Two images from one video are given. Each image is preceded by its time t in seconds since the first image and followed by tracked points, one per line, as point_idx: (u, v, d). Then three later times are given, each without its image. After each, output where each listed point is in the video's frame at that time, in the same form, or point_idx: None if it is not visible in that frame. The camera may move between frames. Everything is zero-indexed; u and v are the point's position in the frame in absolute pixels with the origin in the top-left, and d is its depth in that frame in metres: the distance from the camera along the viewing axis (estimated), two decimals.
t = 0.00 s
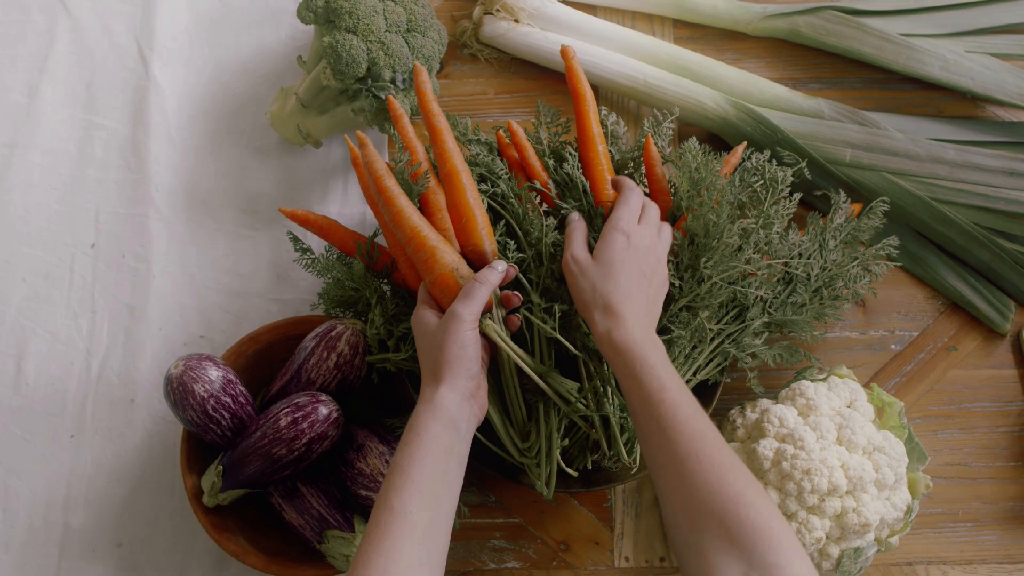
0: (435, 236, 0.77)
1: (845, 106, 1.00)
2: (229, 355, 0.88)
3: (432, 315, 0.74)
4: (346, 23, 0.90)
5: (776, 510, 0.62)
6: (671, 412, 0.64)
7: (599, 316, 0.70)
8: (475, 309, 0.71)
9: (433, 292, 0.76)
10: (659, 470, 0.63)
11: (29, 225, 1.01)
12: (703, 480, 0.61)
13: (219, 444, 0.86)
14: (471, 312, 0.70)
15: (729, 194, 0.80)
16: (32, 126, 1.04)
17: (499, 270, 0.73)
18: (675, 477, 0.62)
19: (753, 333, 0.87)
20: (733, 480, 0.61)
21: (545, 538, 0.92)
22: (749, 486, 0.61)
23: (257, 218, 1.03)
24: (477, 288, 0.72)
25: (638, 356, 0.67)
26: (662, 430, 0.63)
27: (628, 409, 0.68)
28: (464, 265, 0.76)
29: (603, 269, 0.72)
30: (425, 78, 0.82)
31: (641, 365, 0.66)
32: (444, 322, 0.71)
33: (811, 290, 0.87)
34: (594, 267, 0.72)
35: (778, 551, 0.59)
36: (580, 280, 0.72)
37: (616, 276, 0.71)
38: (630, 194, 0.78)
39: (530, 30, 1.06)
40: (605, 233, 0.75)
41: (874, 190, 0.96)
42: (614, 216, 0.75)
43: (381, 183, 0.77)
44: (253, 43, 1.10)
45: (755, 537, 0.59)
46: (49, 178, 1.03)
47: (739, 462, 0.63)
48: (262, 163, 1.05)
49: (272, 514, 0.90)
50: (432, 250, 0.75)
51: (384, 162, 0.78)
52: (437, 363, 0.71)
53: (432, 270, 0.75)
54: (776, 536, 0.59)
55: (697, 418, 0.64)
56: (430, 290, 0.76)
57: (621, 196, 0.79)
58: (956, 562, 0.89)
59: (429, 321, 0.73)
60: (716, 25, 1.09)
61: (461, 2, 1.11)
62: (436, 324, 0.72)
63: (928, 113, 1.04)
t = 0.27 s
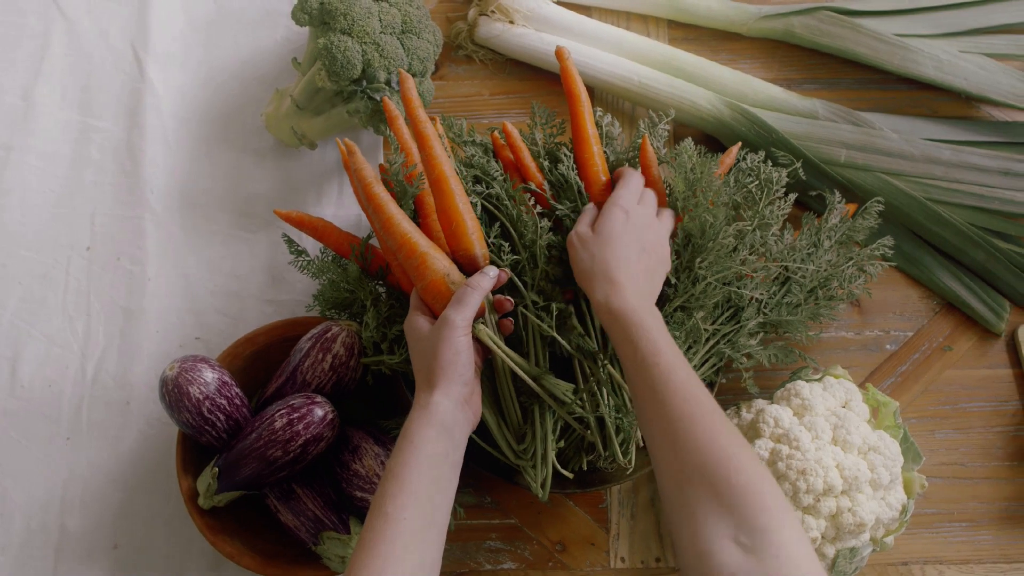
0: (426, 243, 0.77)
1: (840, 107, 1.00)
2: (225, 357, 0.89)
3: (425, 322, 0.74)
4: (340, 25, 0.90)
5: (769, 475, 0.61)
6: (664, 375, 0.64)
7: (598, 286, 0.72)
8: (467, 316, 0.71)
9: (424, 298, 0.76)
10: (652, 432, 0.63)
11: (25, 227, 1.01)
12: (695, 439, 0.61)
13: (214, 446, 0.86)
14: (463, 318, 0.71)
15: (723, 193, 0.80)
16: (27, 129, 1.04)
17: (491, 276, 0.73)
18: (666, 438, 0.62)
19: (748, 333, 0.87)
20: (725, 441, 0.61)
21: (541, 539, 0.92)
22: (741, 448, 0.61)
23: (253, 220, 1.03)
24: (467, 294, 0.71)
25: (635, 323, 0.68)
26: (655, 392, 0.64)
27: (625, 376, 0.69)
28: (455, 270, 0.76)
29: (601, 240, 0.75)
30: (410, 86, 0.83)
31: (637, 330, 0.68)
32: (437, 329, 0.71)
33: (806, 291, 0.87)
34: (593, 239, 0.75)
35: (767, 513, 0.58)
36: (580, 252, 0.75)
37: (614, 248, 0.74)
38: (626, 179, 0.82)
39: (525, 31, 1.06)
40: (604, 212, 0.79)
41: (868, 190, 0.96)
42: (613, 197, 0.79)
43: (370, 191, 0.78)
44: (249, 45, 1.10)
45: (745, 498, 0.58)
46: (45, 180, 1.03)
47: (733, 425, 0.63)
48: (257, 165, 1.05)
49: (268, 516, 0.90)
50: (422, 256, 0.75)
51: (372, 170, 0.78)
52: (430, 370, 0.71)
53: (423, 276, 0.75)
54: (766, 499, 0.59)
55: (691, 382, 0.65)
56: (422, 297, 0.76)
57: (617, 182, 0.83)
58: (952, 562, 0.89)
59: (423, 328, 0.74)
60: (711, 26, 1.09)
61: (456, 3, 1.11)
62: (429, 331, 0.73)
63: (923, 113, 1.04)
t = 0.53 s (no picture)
0: (424, 242, 0.77)
1: (837, 107, 1.00)
2: (222, 358, 0.89)
3: (424, 322, 0.74)
4: (337, 26, 0.90)
5: (767, 454, 0.61)
6: (664, 354, 0.64)
7: (598, 266, 0.72)
8: (465, 316, 0.71)
9: (423, 299, 0.76)
10: (650, 410, 0.63)
11: (22, 229, 1.01)
12: (693, 416, 0.61)
13: (213, 446, 0.86)
14: (461, 319, 0.70)
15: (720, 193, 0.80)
16: (24, 130, 1.04)
17: (490, 277, 0.73)
18: (665, 416, 0.62)
19: (746, 333, 0.87)
20: (724, 420, 0.61)
21: (539, 539, 0.92)
22: (739, 428, 0.61)
23: (250, 221, 1.03)
24: (466, 294, 0.71)
25: (635, 302, 0.68)
26: (654, 369, 0.64)
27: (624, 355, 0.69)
28: (453, 269, 0.76)
29: (600, 227, 0.76)
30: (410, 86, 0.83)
31: (637, 309, 0.68)
32: (435, 329, 0.71)
33: (804, 290, 0.87)
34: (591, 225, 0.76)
35: (765, 492, 0.58)
36: (580, 237, 0.76)
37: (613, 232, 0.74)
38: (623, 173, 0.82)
39: (522, 32, 1.06)
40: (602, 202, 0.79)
41: (865, 190, 0.96)
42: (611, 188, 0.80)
43: (368, 191, 0.78)
44: (245, 46, 1.10)
45: (744, 478, 0.58)
46: (42, 182, 1.03)
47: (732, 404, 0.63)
48: (254, 166, 1.05)
49: (266, 517, 0.90)
50: (421, 256, 0.75)
51: (371, 170, 0.79)
52: (429, 370, 0.71)
53: (422, 276, 0.75)
54: (763, 478, 0.59)
55: (691, 361, 0.65)
56: (421, 297, 0.76)
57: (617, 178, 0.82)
58: (949, 562, 0.89)
59: (421, 328, 0.73)
60: (707, 26, 1.09)
61: (453, 4, 1.11)
62: (427, 331, 0.73)
63: (920, 113, 1.04)
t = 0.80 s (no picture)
0: (426, 239, 0.77)
1: (836, 105, 1.00)
2: (221, 356, 0.89)
3: (424, 321, 0.75)
4: (336, 24, 0.90)
5: (775, 448, 0.61)
6: (675, 341, 0.65)
7: (609, 253, 0.73)
8: (466, 316, 0.71)
9: (424, 297, 0.76)
10: (659, 397, 0.64)
11: (20, 227, 1.01)
12: (702, 406, 0.61)
13: (212, 445, 0.86)
14: (461, 318, 0.70)
15: (719, 191, 0.80)
16: (23, 129, 1.04)
17: (492, 276, 0.73)
18: (673, 403, 0.62)
19: (745, 332, 0.87)
20: (732, 412, 0.61)
21: (538, 537, 0.92)
22: (747, 418, 0.61)
23: (249, 220, 1.03)
24: (467, 292, 0.71)
25: (646, 291, 0.69)
26: (664, 357, 0.64)
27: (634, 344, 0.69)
28: (455, 268, 0.76)
29: (608, 215, 0.77)
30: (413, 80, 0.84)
31: (647, 298, 0.69)
32: (436, 328, 0.71)
33: (803, 288, 0.87)
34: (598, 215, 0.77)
35: (771, 484, 0.58)
36: (585, 225, 0.77)
37: (620, 222, 0.76)
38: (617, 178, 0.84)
39: (521, 29, 1.06)
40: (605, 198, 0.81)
41: (865, 188, 0.96)
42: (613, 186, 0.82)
43: (370, 186, 0.78)
44: (244, 45, 1.10)
45: (750, 471, 0.58)
46: (41, 181, 1.03)
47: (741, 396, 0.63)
48: (254, 165, 1.05)
49: (266, 515, 0.90)
50: (422, 254, 0.76)
51: (372, 164, 0.78)
52: (429, 369, 0.71)
53: (423, 274, 0.75)
54: (769, 470, 0.59)
55: (701, 351, 0.65)
56: (422, 294, 0.77)
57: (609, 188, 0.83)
58: (949, 560, 0.89)
59: (422, 327, 0.74)
60: (706, 24, 1.09)
61: (452, 2, 1.11)
62: (428, 330, 0.73)
63: (919, 111, 1.04)
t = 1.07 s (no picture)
0: (427, 236, 0.77)
1: (835, 104, 1.00)
2: (219, 353, 0.89)
3: (424, 318, 0.74)
4: (335, 22, 0.90)
5: (782, 449, 0.62)
6: (687, 340, 0.65)
7: (621, 247, 0.73)
8: (464, 314, 0.71)
9: (425, 293, 0.76)
10: (668, 397, 0.64)
11: (18, 224, 1.00)
12: (712, 406, 0.61)
13: (209, 442, 0.86)
14: (460, 317, 0.70)
15: (717, 190, 0.80)
16: (21, 125, 1.04)
17: (492, 274, 0.73)
18: (683, 403, 0.62)
19: (743, 330, 0.87)
20: (741, 413, 0.61)
21: (536, 535, 0.92)
22: (756, 420, 0.61)
23: (248, 217, 1.03)
24: (467, 291, 0.71)
25: (657, 288, 0.69)
26: (675, 354, 0.64)
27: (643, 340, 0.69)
28: (456, 265, 0.76)
29: (621, 211, 0.76)
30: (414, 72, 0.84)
31: (659, 294, 0.68)
32: (434, 327, 0.71)
33: (801, 288, 0.87)
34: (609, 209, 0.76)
35: (778, 487, 0.58)
36: (595, 219, 0.76)
37: (631, 217, 0.75)
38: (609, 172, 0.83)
39: (520, 28, 1.06)
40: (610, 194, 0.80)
41: (863, 188, 0.96)
42: (613, 182, 0.81)
43: (372, 179, 0.77)
44: (243, 42, 1.10)
45: (758, 474, 0.58)
46: (39, 177, 1.03)
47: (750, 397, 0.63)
48: (252, 162, 1.05)
49: (263, 512, 0.90)
50: (424, 251, 0.75)
51: (374, 156, 0.77)
52: (428, 368, 0.71)
53: (424, 271, 0.75)
54: (777, 473, 0.59)
55: (711, 350, 0.65)
56: (422, 290, 0.77)
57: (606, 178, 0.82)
58: (946, 559, 0.89)
59: (421, 323, 0.74)
60: (705, 23, 1.09)
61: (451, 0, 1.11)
62: (427, 328, 0.73)
63: (918, 111, 1.04)
